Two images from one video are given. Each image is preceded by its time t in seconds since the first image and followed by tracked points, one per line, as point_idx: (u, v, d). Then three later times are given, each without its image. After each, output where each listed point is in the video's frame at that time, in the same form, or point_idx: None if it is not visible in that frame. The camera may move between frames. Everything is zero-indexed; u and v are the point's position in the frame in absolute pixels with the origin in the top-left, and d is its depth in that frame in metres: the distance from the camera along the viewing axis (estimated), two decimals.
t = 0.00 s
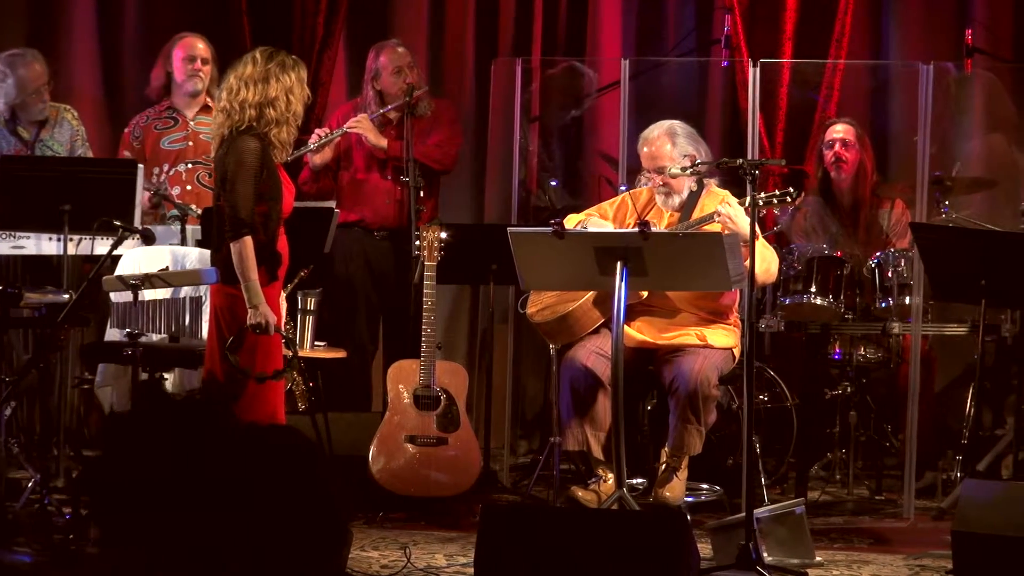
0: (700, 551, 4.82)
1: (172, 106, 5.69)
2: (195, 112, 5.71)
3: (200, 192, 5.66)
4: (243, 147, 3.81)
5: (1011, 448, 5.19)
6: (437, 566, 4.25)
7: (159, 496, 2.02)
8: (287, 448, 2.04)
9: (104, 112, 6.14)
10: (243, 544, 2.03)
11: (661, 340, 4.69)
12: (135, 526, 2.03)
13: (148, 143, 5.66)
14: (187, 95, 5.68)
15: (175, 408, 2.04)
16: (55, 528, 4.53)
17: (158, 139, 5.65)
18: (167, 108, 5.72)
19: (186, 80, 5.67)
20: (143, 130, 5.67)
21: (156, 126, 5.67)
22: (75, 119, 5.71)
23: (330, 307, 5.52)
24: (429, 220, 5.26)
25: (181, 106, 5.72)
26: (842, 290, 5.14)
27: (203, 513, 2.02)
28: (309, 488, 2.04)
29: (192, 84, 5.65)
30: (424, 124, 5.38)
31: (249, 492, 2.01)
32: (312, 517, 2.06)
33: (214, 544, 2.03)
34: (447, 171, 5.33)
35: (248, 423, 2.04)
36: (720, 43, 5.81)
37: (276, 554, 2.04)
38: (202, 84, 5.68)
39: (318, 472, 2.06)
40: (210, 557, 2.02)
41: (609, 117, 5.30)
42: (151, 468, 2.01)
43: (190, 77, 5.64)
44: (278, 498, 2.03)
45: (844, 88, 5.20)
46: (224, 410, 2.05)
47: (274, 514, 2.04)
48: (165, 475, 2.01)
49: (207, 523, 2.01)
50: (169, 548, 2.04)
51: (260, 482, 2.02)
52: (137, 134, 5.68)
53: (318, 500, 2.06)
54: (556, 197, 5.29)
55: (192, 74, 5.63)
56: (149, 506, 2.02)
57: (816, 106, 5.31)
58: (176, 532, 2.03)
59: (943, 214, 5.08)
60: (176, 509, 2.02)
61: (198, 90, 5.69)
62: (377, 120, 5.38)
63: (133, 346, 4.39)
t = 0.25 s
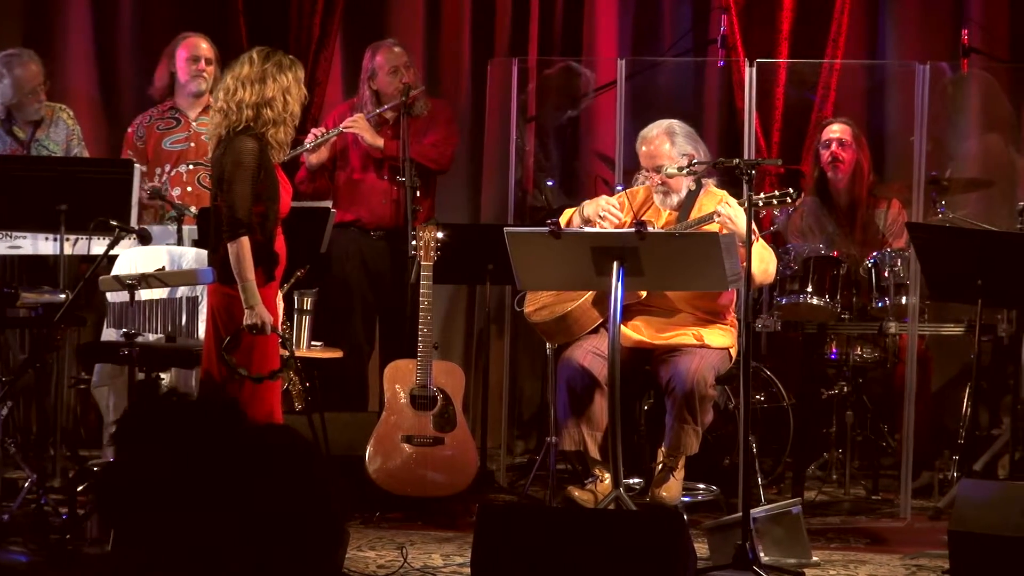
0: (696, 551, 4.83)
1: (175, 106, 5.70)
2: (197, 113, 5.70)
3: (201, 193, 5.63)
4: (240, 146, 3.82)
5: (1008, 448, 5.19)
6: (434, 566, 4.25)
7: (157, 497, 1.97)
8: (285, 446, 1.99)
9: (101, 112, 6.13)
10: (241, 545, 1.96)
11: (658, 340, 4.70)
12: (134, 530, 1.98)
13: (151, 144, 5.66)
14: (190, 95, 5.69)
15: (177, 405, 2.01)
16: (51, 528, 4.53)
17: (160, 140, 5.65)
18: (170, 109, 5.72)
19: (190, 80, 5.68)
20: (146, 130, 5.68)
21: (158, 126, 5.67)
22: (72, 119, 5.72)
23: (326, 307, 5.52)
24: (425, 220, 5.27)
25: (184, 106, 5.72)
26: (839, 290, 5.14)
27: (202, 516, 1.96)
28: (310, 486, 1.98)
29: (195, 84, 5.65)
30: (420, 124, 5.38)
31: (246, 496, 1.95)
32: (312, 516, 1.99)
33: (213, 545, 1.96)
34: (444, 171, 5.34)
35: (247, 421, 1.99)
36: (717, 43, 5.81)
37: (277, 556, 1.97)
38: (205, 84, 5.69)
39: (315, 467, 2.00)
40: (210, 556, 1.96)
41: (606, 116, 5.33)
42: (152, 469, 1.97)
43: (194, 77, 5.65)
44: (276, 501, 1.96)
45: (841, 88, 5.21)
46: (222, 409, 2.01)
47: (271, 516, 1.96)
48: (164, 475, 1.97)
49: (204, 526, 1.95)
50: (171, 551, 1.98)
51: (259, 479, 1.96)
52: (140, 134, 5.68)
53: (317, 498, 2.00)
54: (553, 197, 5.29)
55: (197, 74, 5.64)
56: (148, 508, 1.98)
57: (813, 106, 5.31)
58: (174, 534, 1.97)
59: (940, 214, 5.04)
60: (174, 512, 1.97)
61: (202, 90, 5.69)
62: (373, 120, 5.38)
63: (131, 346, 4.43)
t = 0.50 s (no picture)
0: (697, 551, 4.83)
1: (180, 108, 5.70)
2: (202, 116, 5.70)
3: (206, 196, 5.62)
4: (241, 146, 3.82)
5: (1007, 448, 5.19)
6: (434, 565, 4.26)
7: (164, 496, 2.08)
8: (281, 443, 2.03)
9: (100, 112, 6.13)
10: (238, 544, 2.03)
11: (658, 340, 4.70)
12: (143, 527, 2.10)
13: (158, 146, 5.65)
14: (195, 97, 5.68)
15: (186, 407, 2.12)
16: (51, 528, 4.52)
17: (166, 143, 5.64)
18: (176, 111, 5.71)
19: (194, 82, 5.67)
20: (152, 133, 5.67)
21: (164, 129, 5.67)
22: (70, 118, 5.72)
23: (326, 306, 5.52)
24: (425, 220, 5.28)
25: (189, 108, 5.72)
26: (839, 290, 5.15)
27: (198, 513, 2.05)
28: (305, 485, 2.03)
29: (200, 86, 5.65)
30: (420, 124, 5.38)
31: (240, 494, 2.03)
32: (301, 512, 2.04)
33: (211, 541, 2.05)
34: (444, 170, 5.34)
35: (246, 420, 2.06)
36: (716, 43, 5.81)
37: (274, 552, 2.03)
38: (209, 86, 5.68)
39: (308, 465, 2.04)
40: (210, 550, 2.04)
41: (605, 117, 5.30)
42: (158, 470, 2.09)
43: (199, 80, 5.64)
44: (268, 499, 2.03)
45: (841, 88, 5.20)
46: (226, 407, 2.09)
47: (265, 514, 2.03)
48: (168, 475, 2.08)
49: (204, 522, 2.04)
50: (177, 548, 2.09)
51: (249, 479, 2.03)
52: (147, 136, 5.67)
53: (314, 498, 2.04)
54: (552, 197, 5.29)
55: (201, 76, 5.63)
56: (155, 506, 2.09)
57: (812, 105, 5.29)
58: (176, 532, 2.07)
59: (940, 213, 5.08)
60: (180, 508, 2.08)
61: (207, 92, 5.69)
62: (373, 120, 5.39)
63: (130, 345, 4.39)
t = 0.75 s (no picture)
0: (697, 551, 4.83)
1: (184, 108, 5.68)
2: (206, 116, 5.68)
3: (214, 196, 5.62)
4: (243, 146, 3.83)
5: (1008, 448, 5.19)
6: (434, 565, 4.25)
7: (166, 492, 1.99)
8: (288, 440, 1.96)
9: (101, 112, 6.14)
10: (245, 541, 1.98)
11: (659, 340, 4.70)
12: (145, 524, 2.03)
13: (163, 146, 5.63)
14: (198, 97, 5.68)
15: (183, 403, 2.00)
16: (52, 528, 4.52)
17: (172, 143, 5.62)
18: (179, 111, 5.70)
19: (198, 82, 5.66)
20: (157, 133, 5.64)
21: (169, 129, 5.65)
22: (70, 117, 5.72)
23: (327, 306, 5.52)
24: (425, 220, 5.26)
25: (193, 109, 5.70)
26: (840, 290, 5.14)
27: (204, 512, 1.97)
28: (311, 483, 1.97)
29: (203, 86, 5.64)
30: (421, 123, 5.38)
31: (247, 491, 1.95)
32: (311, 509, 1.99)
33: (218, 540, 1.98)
34: (445, 170, 5.34)
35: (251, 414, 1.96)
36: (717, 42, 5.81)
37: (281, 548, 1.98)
38: (212, 86, 5.67)
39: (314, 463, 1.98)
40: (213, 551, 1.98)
41: (606, 116, 5.30)
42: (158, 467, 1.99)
43: (202, 80, 5.63)
44: (277, 499, 1.96)
45: (842, 87, 5.21)
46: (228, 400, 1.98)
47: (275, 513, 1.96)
48: (168, 475, 1.98)
49: (211, 522, 1.96)
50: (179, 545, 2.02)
51: (259, 479, 1.95)
52: (152, 137, 5.64)
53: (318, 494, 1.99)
54: (553, 196, 5.29)
55: (204, 75, 5.62)
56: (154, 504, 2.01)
57: (813, 105, 5.31)
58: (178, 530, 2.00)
59: (940, 214, 5.05)
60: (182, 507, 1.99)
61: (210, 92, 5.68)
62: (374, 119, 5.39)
63: (131, 345, 4.42)
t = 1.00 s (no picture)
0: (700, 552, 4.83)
1: (188, 110, 5.68)
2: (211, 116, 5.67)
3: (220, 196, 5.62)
4: (248, 146, 3.84)
5: (1011, 448, 5.18)
6: (437, 566, 4.25)
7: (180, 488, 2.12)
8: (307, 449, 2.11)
9: (103, 112, 6.14)
10: (250, 542, 2.13)
11: (661, 340, 4.70)
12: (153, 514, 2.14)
13: (169, 147, 5.63)
14: (202, 98, 5.66)
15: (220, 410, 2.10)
16: (55, 529, 4.52)
17: (178, 144, 5.62)
18: (183, 112, 5.69)
19: (201, 83, 5.65)
20: (163, 134, 5.65)
21: (175, 130, 5.65)
22: (72, 118, 5.69)
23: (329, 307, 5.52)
24: (428, 221, 5.25)
25: (197, 109, 5.70)
26: (842, 290, 5.14)
27: (216, 509, 2.11)
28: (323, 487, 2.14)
29: (206, 86, 5.63)
30: (423, 124, 5.38)
31: (261, 494, 2.11)
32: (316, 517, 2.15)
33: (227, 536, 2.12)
34: (448, 170, 5.33)
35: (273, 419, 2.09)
36: (719, 43, 5.80)
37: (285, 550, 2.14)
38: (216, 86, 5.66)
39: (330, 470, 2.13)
40: (235, 541, 2.13)
41: (608, 117, 5.29)
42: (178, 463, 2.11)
43: (205, 80, 5.62)
44: (287, 502, 2.12)
45: (844, 89, 5.20)
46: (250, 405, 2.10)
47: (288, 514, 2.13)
48: (194, 474, 2.10)
49: (221, 518, 2.11)
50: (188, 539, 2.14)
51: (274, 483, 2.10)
52: (159, 138, 5.65)
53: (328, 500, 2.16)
54: (556, 197, 5.29)
55: (207, 76, 5.61)
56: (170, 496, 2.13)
57: (815, 105, 5.29)
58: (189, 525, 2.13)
59: (943, 214, 5.09)
60: (198, 502, 2.11)
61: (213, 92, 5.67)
62: (376, 120, 5.38)
63: (133, 346, 4.40)
